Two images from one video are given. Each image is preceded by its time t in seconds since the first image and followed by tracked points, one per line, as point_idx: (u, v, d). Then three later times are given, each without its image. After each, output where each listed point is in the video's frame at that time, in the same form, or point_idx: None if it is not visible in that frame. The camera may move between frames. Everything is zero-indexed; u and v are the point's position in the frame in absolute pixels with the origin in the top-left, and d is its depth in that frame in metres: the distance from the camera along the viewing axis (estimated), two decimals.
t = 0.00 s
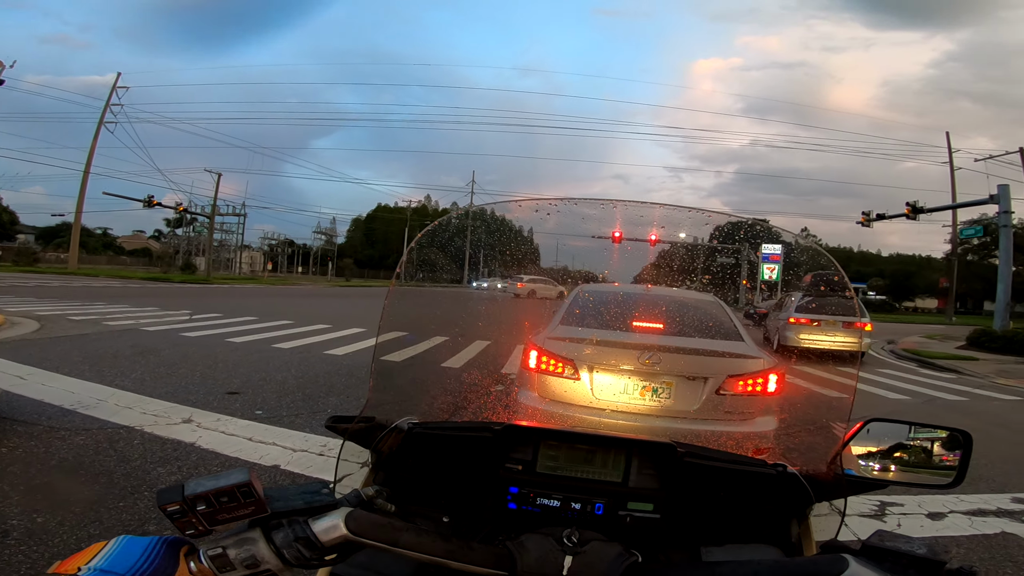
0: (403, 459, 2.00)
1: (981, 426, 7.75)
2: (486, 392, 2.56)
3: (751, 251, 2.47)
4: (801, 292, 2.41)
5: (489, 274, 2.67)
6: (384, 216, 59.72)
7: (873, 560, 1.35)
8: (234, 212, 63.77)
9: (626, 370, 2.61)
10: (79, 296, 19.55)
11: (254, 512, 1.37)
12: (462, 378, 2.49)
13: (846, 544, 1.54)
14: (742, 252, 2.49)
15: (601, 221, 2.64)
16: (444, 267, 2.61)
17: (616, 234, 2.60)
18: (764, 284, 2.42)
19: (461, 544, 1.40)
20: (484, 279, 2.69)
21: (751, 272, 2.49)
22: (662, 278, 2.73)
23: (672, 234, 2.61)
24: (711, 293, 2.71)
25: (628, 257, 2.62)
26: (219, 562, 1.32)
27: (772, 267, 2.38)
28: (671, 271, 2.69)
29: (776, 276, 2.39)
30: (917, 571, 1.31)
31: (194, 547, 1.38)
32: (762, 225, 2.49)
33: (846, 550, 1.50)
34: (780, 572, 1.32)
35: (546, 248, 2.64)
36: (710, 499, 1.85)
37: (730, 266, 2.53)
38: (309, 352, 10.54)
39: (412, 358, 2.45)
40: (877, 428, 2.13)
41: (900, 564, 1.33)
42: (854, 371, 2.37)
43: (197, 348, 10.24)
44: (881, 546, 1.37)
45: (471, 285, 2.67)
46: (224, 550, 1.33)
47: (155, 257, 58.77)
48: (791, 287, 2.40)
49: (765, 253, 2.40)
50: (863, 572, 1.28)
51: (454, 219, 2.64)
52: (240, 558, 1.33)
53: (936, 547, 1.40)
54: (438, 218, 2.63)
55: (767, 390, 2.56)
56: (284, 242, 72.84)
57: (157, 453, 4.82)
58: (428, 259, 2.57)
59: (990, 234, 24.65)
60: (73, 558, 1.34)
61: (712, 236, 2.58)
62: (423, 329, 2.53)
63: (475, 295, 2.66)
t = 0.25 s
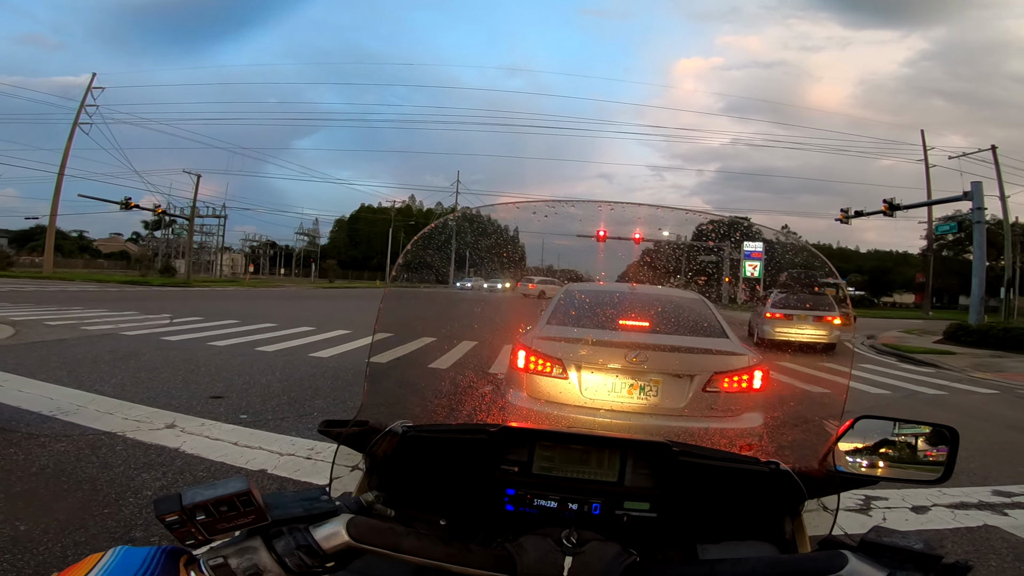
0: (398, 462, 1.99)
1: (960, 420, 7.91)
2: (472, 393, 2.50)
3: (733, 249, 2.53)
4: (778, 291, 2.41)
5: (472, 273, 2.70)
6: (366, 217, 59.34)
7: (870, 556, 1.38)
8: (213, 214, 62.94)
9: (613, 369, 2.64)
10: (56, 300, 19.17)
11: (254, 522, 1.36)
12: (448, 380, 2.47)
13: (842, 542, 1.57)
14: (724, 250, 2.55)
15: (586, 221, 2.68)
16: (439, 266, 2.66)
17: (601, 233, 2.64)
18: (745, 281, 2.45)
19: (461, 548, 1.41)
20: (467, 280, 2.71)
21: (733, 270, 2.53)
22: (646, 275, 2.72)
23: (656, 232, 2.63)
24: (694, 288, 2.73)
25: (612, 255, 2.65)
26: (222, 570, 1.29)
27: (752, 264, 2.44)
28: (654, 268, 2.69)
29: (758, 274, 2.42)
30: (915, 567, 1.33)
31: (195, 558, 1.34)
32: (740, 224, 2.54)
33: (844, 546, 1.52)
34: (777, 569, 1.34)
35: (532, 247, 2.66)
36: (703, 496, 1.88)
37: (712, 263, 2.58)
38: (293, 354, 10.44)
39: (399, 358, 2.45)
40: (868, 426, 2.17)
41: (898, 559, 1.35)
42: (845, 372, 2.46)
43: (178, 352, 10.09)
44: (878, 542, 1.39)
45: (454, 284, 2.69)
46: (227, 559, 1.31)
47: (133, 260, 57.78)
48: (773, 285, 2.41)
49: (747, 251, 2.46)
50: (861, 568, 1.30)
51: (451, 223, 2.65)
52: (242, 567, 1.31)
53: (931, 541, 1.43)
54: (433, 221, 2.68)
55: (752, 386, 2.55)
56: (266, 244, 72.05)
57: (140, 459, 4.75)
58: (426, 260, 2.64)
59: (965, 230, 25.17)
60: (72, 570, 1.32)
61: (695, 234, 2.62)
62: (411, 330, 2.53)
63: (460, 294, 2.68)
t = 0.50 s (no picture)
0: (408, 463, 2.00)
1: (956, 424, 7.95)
2: (471, 396, 2.52)
3: (732, 253, 2.54)
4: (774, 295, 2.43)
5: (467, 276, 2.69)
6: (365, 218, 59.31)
7: (883, 556, 1.40)
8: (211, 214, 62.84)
9: (613, 371, 2.64)
10: (52, 300, 19.11)
11: (271, 524, 1.37)
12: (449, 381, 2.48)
13: (854, 542, 1.59)
14: (723, 253, 2.56)
15: (583, 223, 2.70)
16: (450, 268, 2.63)
17: (600, 237, 2.66)
18: (744, 285, 2.50)
19: (473, 550, 1.42)
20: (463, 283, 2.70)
21: (732, 275, 2.56)
22: (646, 277, 2.78)
23: (654, 236, 2.65)
24: (695, 292, 2.77)
25: (610, 258, 2.71)
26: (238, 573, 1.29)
27: (751, 268, 2.47)
28: (655, 270, 2.74)
29: (755, 278, 2.45)
30: (928, 567, 1.35)
31: (209, 561, 1.36)
32: (739, 227, 2.51)
33: (856, 547, 1.54)
34: (790, 570, 1.35)
35: (531, 250, 2.70)
36: (710, 498, 1.89)
37: (712, 267, 2.61)
38: (291, 356, 10.43)
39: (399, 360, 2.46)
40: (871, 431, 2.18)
41: (911, 559, 1.37)
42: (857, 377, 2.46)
43: (175, 353, 10.07)
44: (891, 542, 1.42)
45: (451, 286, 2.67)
46: (244, 562, 1.31)
47: (129, 259, 57.66)
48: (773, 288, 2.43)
49: (745, 255, 2.47)
50: (874, 568, 1.31)
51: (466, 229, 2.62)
52: (259, 569, 1.31)
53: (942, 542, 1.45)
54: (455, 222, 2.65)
55: (753, 390, 2.56)
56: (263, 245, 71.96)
57: (138, 459, 4.74)
58: (443, 261, 2.60)
59: (961, 236, 25.28)
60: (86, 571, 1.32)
61: (694, 238, 2.64)
62: (412, 331, 2.53)
63: (454, 296, 2.65)
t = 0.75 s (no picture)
0: (402, 458, 2.00)
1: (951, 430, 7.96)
2: (466, 396, 2.49)
3: (731, 256, 2.56)
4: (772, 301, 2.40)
5: (465, 274, 2.68)
6: (364, 215, 59.24)
7: (877, 556, 1.41)
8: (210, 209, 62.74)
9: (610, 372, 2.64)
10: (49, 292, 19.08)
11: (263, 515, 1.36)
12: (445, 378, 2.45)
13: (847, 542, 1.60)
14: (722, 256, 2.59)
15: (583, 224, 2.70)
16: (449, 265, 2.67)
17: (599, 238, 2.68)
18: (742, 289, 2.51)
19: (468, 546, 1.42)
20: (461, 281, 2.69)
21: (730, 277, 2.58)
22: (643, 278, 2.78)
23: (654, 238, 2.68)
24: (692, 294, 2.71)
25: (609, 258, 2.72)
26: (228, 565, 1.31)
27: (750, 272, 2.47)
28: (653, 271, 2.74)
29: (754, 282, 2.47)
30: (921, 566, 1.35)
31: (200, 552, 1.37)
32: (738, 229, 2.57)
33: (850, 547, 1.55)
34: (784, 569, 1.36)
35: (530, 251, 2.68)
36: (706, 498, 1.88)
37: (711, 271, 2.63)
38: (288, 352, 10.42)
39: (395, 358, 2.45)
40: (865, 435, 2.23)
41: (905, 559, 1.37)
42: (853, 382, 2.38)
43: (172, 347, 10.05)
44: (885, 542, 1.42)
45: (449, 284, 2.67)
46: (234, 553, 1.32)
47: (128, 253, 57.56)
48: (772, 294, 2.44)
49: (744, 259, 2.48)
50: (867, 567, 1.32)
51: (465, 223, 2.65)
52: (249, 561, 1.33)
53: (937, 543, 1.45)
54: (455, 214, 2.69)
55: (749, 393, 2.55)
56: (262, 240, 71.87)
57: (132, 453, 4.73)
58: (441, 257, 2.66)
59: (959, 243, 25.32)
60: (76, 561, 1.34)
61: (694, 241, 2.68)
62: (410, 328, 2.54)
63: (451, 295, 2.64)
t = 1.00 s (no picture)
0: (400, 457, 2.00)
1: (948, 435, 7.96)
2: (466, 395, 2.54)
3: (732, 260, 2.52)
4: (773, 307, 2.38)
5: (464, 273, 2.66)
6: (366, 212, 59.22)
7: (872, 559, 1.41)
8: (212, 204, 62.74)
9: (609, 374, 2.67)
10: (50, 284, 19.08)
11: (260, 512, 1.37)
12: (445, 377, 2.48)
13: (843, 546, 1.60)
14: (723, 260, 2.55)
15: (584, 225, 2.67)
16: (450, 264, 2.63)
17: (600, 240, 2.69)
18: (742, 293, 2.49)
19: (464, 545, 1.42)
20: (460, 280, 2.67)
21: (731, 281, 2.55)
22: (643, 280, 2.82)
23: (655, 241, 2.69)
24: (693, 298, 2.73)
25: (610, 261, 2.76)
26: (224, 564, 1.31)
27: (750, 277, 2.47)
28: (654, 273, 2.77)
29: (755, 286, 2.46)
30: (915, 570, 1.35)
31: (195, 550, 1.36)
32: (738, 233, 2.53)
33: (846, 550, 1.55)
34: (780, 572, 1.36)
35: (531, 251, 2.67)
36: (703, 501, 1.88)
37: (712, 274, 2.60)
38: (286, 347, 10.42)
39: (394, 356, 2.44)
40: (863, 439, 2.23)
41: (900, 563, 1.37)
42: (850, 388, 2.28)
43: (170, 342, 10.05)
44: (880, 546, 1.42)
45: (448, 283, 2.63)
46: (230, 551, 1.33)
47: (129, 247, 57.60)
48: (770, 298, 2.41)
49: (744, 263, 2.47)
50: (862, 571, 1.32)
51: (466, 222, 2.61)
52: (245, 559, 1.33)
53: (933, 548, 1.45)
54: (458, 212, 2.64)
55: (748, 397, 2.58)
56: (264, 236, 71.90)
57: (128, 448, 4.73)
58: (442, 255, 2.60)
59: (960, 249, 25.31)
60: (68, 559, 1.33)
61: (694, 244, 2.65)
62: (406, 327, 2.52)
63: (450, 293, 2.62)
